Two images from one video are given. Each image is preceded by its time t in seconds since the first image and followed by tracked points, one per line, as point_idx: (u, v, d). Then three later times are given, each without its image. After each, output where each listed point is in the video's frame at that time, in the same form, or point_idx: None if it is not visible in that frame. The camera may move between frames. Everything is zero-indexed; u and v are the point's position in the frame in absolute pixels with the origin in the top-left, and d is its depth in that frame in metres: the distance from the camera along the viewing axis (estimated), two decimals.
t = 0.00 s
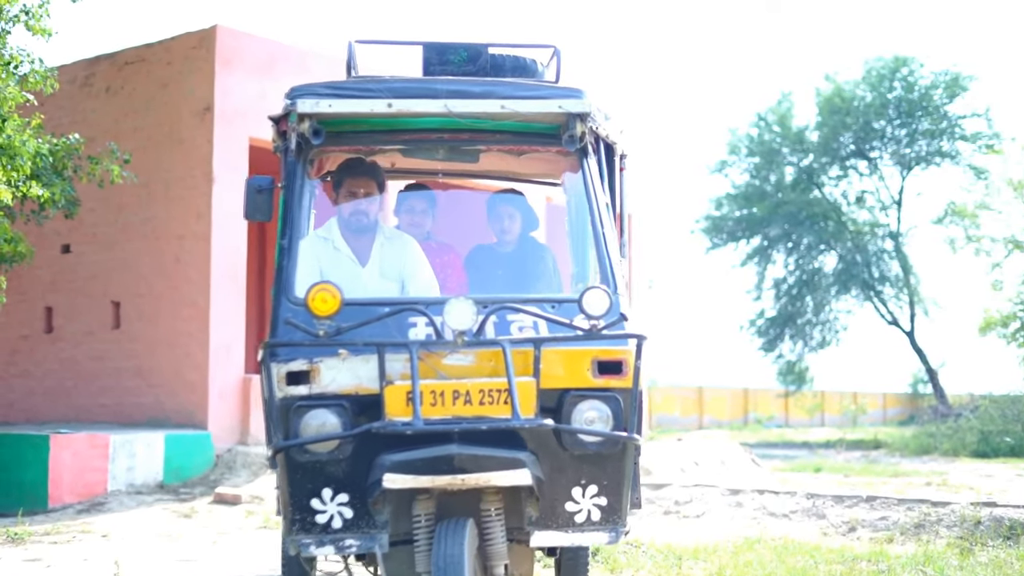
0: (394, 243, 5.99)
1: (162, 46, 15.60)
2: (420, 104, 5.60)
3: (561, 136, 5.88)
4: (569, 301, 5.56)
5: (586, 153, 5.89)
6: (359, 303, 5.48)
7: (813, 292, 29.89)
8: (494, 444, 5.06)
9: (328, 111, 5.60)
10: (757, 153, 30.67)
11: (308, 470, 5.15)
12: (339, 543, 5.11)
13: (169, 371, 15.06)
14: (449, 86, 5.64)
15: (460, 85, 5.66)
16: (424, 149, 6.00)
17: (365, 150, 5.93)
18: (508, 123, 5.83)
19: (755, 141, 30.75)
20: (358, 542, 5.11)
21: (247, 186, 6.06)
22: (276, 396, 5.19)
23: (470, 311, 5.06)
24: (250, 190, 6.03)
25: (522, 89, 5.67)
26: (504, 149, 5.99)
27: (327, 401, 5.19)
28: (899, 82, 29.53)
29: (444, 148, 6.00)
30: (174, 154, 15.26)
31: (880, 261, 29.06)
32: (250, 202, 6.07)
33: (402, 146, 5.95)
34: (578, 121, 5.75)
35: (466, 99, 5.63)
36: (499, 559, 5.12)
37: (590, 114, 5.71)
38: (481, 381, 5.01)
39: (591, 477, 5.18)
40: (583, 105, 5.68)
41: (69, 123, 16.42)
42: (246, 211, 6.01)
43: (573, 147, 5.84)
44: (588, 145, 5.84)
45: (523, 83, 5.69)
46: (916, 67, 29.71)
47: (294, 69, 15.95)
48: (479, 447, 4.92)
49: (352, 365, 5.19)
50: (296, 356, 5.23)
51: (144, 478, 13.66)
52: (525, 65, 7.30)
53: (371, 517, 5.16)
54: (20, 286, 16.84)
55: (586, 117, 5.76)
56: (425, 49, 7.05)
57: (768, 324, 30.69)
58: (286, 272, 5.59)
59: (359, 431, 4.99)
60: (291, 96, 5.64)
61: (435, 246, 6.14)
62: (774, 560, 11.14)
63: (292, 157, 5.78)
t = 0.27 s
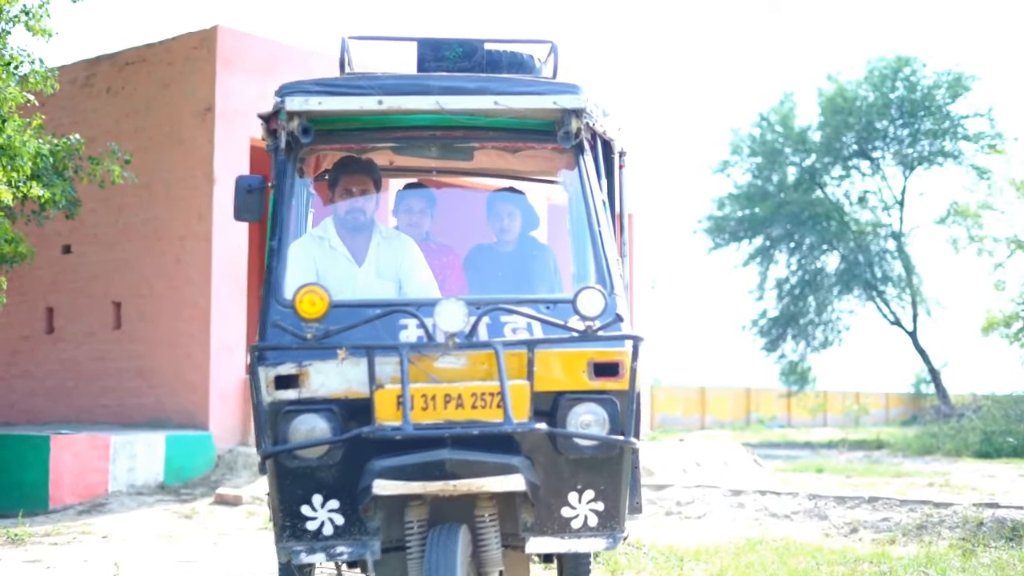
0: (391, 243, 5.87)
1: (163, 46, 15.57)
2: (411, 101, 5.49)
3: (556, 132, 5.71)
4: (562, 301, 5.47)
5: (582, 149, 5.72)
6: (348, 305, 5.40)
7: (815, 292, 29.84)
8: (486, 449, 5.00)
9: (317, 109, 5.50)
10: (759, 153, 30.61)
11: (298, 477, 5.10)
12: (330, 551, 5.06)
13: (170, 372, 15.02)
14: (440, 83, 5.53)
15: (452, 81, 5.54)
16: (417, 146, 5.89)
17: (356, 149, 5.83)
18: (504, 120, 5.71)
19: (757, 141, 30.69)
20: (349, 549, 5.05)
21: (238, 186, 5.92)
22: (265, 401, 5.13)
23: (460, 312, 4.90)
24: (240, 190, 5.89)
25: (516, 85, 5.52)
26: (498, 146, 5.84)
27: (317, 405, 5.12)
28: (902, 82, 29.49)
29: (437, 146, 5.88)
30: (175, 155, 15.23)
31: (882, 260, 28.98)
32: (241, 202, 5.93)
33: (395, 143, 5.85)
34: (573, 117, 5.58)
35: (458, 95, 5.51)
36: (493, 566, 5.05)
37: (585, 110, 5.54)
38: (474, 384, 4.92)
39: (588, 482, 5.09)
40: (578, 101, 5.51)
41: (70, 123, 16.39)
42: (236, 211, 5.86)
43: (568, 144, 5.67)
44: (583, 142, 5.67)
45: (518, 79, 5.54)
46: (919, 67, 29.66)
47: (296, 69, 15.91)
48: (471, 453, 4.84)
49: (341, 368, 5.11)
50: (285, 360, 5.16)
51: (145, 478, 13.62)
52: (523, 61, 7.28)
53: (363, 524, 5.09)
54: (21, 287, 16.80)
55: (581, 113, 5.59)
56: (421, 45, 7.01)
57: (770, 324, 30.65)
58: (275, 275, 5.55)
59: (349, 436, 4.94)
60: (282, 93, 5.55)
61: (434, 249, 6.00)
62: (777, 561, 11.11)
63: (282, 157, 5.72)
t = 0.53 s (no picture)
0: (389, 243, 5.80)
1: (164, 46, 15.54)
2: (406, 96, 5.43)
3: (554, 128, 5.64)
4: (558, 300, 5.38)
5: (581, 145, 5.66)
6: (338, 303, 5.34)
7: (818, 292, 29.74)
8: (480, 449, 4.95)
9: (310, 104, 5.43)
10: (762, 153, 30.54)
11: (288, 479, 5.05)
12: (322, 554, 5.00)
13: (172, 372, 14.99)
14: (435, 78, 5.47)
15: (447, 77, 5.49)
16: (413, 143, 5.81)
17: (352, 145, 5.75)
18: (501, 116, 5.64)
19: (760, 141, 30.60)
20: (341, 553, 4.99)
21: (231, 183, 5.84)
22: (254, 401, 5.08)
23: (453, 310, 4.85)
24: (232, 187, 5.80)
25: (514, 79, 5.46)
26: (496, 143, 5.76)
27: (307, 406, 5.07)
28: (905, 82, 29.42)
29: (433, 143, 5.80)
30: (176, 155, 15.19)
31: (886, 261, 28.85)
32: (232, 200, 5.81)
33: (390, 139, 5.77)
34: (571, 112, 5.52)
35: (456, 91, 5.45)
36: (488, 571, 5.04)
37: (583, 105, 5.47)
38: (467, 384, 4.87)
39: (585, 484, 5.03)
40: (575, 96, 5.43)
41: (71, 123, 16.34)
42: (229, 209, 5.77)
43: (566, 139, 5.60)
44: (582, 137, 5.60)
45: (515, 74, 5.48)
46: (922, 66, 29.56)
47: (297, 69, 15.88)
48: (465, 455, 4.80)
49: (333, 368, 5.06)
50: (275, 359, 5.11)
51: (147, 479, 13.58)
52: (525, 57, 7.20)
53: (355, 527, 5.05)
54: (22, 287, 16.75)
55: (579, 108, 5.52)
56: (419, 40, 6.97)
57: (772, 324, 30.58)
58: (266, 274, 5.49)
59: (340, 438, 4.87)
60: (275, 89, 5.46)
61: (434, 248, 5.88)
62: (779, 563, 11.03)
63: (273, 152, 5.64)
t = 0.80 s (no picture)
0: (387, 242, 5.72)
1: (166, 46, 15.50)
2: (402, 91, 5.30)
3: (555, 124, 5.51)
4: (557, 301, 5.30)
5: (582, 142, 5.54)
6: (333, 304, 5.26)
7: (821, 292, 29.70)
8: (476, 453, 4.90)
9: (305, 100, 5.33)
10: (765, 153, 30.49)
11: (281, 483, 4.98)
12: (315, 561, 4.93)
13: (173, 373, 14.96)
14: (435, 73, 5.33)
15: (447, 71, 5.34)
16: (411, 140, 5.73)
17: (348, 143, 5.67)
18: (501, 111, 5.49)
19: (763, 140, 30.55)
20: (335, 559, 4.92)
21: (226, 180, 5.81)
22: (246, 403, 5.00)
23: (449, 311, 4.75)
24: (227, 184, 5.78)
25: (514, 75, 5.33)
26: (496, 139, 5.68)
27: (300, 408, 4.99)
28: (908, 82, 29.36)
29: (432, 139, 5.72)
30: (178, 155, 15.15)
31: (888, 260, 28.80)
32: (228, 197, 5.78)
33: (387, 137, 5.68)
34: (572, 108, 5.39)
35: (453, 87, 5.31)
36: None
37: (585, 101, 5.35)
38: (463, 386, 4.81)
39: (585, 490, 4.97)
40: (576, 91, 5.32)
41: (72, 123, 16.30)
42: (223, 207, 5.72)
43: (568, 136, 5.48)
44: (583, 134, 5.49)
45: (516, 69, 5.34)
46: (926, 66, 29.48)
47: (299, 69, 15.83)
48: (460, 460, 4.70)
49: (326, 370, 4.98)
50: (268, 360, 5.03)
51: (148, 480, 13.56)
52: (525, 52, 7.15)
53: (349, 534, 4.96)
54: (24, 287, 16.71)
55: (581, 104, 5.39)
56: (419, 35, 6.91)
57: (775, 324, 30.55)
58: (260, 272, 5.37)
59: (333, 441, 4.79)
60: (272, 85, 5.36)
61: (435, 247, 5.88)
62: (782, 563, 10.99)
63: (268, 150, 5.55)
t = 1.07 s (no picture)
0: (382, 241, 5.64)
1: (167, 46, 15.45)
2: (397, 89, 5.24)
3: (556, 123, 5.42)
4: (556, 306, 5.18)
5: (584, 142, 5.44)
6: (326, 310, 5.16)
7: (824, 292, 29.61)
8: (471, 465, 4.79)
9: (297, 99, 5.28)
10: (768, 152, 30.42)
11: (272, 495, 4.94)
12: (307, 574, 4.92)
13: (175, 373, 14.91)
14: (432, 71, 5.27)
15: (444, 70, 5.28)
16: (408, 139, 5.62)
17: (344, 141, 5.59)
18: (500, 110, 5.41)
19: (766, 140, 30.46)
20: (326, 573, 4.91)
21: (217, 181, 5.68)
22: (236, 413, 4.96)
23: (444, 320, 4.72)
24: (218, 185, 5.66)
25: (513, 73, 5.27)
26: (496, 138, 5.58)
27: (291, 418, 4.95)
28: (911, 81, 29.26)
29: (429, 138, 5.62)
30: (179, 155, 15.10)
31: (892, 261, 28.73)
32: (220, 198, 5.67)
33: (384, 136, 5.57)
34: (573, 107, 5.31)
35: (449, 84, 5.25)
36: None
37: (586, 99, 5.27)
38: (458, 397, 4.77)
39: (584, 503, 4.90)
40: (576, 89, 5.24)
41: (73, 123, 16.24)
42: (215, 208, 5.62)
43: (569, 136, 5.39)
44: (584, 133, 5.39)
45: (515, 68, 5.29)
46: (929, 65, 29.35)
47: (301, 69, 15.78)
48: (455, 472, 4.65)
49: (318, 378, 4.93)
50: (258, 369, 4.97)
51: (149, 481, 13.51)
52: (529, 47, 6.94)
53: (341, 546, 4.95)
54: (25, 287, 16.66)
55: (582, 103, 5.31)
56: (419, 30, 6.87)
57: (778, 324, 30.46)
58: (251, 276, 5.29)
59: (325, 453, 4.76)
60: (265, 82, 5.32)
61: (436, 246, 5.74)
62: (785, 566, 10.90)
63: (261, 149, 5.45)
